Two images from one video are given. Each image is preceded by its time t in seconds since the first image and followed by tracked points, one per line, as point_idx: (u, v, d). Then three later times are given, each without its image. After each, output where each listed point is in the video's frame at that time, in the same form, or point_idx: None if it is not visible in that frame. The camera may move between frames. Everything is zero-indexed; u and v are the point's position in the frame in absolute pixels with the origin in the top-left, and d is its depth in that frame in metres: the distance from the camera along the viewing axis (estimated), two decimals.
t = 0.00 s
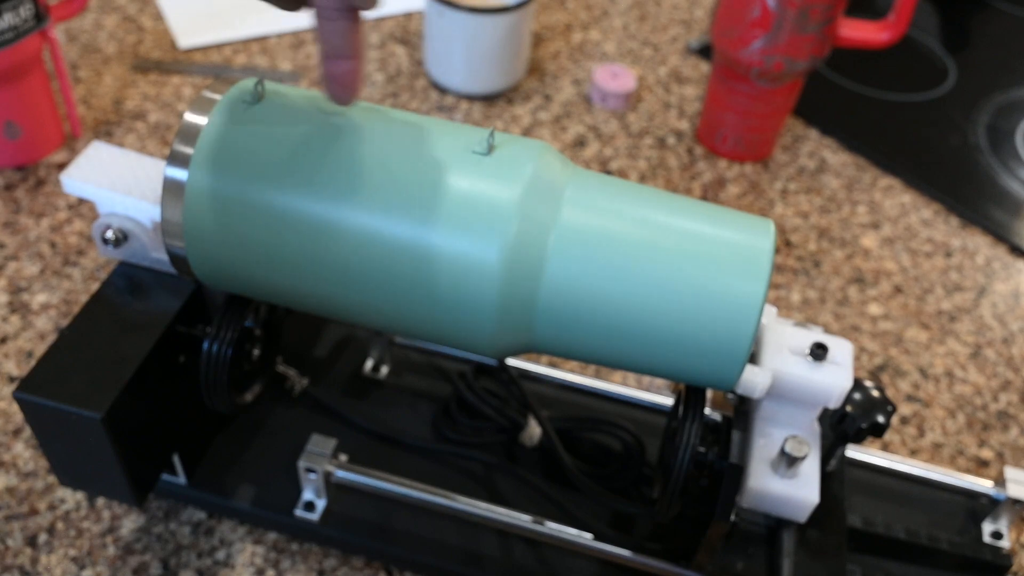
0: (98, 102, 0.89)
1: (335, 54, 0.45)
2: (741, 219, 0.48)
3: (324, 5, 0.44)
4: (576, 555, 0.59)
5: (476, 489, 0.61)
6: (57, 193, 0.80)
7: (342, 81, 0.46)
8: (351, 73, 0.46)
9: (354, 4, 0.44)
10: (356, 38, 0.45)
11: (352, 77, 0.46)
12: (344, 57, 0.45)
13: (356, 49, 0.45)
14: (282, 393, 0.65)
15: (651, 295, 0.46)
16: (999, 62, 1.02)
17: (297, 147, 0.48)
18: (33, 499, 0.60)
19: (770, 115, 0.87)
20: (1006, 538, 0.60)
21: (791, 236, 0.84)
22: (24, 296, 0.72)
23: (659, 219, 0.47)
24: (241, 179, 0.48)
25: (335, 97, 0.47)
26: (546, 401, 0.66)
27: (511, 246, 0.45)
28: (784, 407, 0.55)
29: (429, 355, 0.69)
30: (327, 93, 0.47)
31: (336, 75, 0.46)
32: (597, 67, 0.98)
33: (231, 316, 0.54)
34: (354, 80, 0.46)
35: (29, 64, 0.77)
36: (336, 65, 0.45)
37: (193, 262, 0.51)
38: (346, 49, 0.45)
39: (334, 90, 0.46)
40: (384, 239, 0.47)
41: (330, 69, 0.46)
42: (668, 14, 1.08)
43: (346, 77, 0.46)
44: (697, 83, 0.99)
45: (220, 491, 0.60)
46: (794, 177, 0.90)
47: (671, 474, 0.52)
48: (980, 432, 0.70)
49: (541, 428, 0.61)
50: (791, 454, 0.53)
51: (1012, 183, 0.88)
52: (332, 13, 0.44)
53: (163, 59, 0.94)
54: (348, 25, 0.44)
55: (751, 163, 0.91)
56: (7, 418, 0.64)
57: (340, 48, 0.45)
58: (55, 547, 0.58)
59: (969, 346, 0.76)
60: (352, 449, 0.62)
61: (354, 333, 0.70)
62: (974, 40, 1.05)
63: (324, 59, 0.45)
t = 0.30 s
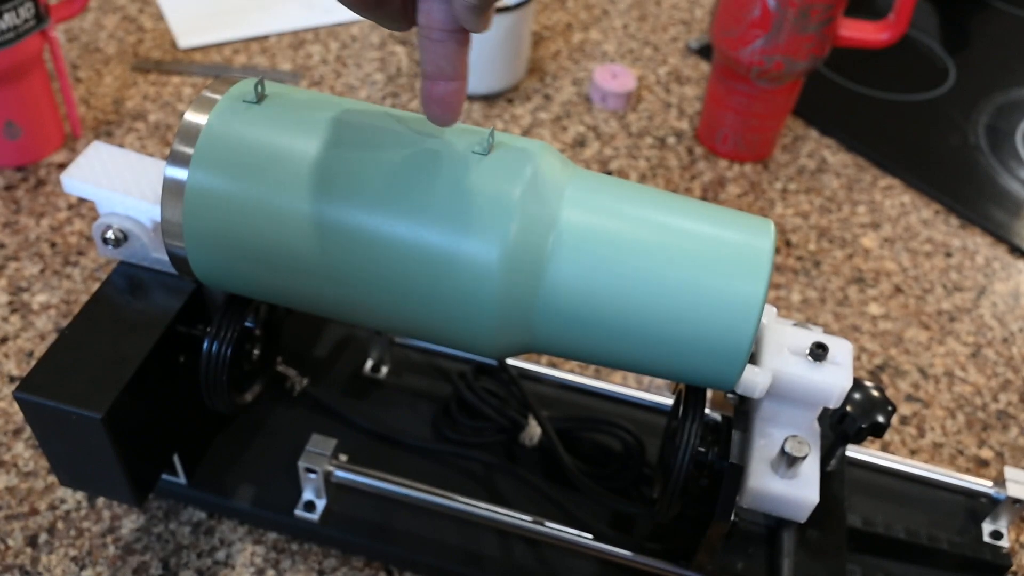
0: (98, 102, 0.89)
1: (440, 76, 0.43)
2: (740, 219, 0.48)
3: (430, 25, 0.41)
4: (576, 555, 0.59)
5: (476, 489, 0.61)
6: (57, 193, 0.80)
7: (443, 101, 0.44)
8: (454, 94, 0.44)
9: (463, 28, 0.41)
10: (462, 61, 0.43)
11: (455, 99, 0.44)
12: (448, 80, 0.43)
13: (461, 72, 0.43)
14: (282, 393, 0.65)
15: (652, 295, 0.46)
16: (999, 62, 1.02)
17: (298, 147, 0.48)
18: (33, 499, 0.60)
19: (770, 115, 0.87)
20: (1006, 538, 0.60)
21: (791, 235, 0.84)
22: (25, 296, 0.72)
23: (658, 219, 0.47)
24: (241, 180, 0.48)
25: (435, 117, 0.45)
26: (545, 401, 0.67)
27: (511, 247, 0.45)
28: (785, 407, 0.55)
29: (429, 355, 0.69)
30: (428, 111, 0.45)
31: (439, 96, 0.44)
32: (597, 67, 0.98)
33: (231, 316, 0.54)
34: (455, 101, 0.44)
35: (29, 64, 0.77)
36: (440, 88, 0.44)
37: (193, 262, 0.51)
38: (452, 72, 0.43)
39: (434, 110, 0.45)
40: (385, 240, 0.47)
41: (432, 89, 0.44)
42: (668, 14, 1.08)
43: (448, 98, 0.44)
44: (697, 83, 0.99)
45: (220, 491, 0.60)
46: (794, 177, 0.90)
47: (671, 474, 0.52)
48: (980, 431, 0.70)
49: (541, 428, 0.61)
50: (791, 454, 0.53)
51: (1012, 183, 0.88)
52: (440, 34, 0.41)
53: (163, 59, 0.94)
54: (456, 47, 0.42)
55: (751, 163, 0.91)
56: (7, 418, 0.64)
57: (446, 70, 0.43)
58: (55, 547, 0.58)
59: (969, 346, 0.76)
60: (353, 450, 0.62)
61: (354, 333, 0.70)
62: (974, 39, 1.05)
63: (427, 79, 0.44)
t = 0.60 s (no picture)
0: (98, 102, 0.89)
1: (396, 70, 0.42)
2: (740, 219, 0.48)
3: (389, 17, 0.40)
4: (576, 555, 0.59)
5: (476, 489, 0.61)
6: (57, 193, 0.80)
7: (400, 96, 0.43)
8: (411, 89, 0.43)
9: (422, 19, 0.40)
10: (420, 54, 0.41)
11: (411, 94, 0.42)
12: (405, 73, 0.42)
13: (418, 65, 0.42)
14: (282, 393, 0.65)
15: (652, 295, 0.46)
16: (998, 62, 1.02)
17: (297, 147, 0.48)
18: (33, 499, 0.60)
19: (770, 115, 0.87)
20: (1006, 538, 0.60)
21: (791, 235, 0.84)
22: (25, 296, 0.72)
23: (658, 218, 0.47)
24: (240, 179, 0.48)
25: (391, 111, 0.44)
26: (545, 401, 0.67)
27: (511, 246, 0.45)
28: (784, 407, 0.55)
29: (429, 355, 0.69)
30: (385, 106, 0.44)
31: (395, 90, 0.42)
32: (597, 67, 0.98)
33: (231, 316, 0.54)
34: (413, 97, 0.43)
35: (29, 64, 0.77)
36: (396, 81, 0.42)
37: (193, 262, 0.51)
38: (409, 65, 0.42)
39: (391, 105, 0.43)
40: (384, 239, 0.47)
41: (389, 83, 0.42)
42: (668, 14, 1.08)
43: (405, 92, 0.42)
44: (697, 83, 0.99)
45: (220, 491, 0.60)
46: (794, 177, 0.90)
47: (671, 474, 0.52)
48: (980, 431, 0.70)
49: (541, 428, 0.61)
50: (791, 454, 0.52)
51: (1011, 183, 0.88)
52: (397, 26, 0.40)
53: (163, 59, 0.94)
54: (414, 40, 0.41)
55: (751, 163, 0.91)
56: (7, 418, 0.64)
57: (403, 63, 0.41)
58: (55, 547, 0.58)
59: (969, 346, 0.76)
60: (353, 450, 0.62)
61: (354, 333, 0.70)
62: (974, 39, 1.05)
63: (384, 74, 0.42)
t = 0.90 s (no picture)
0: (98, 102, 0.89)
1: (295, 46, 0.47)
2: (741, 219, 0.48)
3: None
4: (576, 555, 0.59)
5: (476, 489, 0.61)
6: (57, 193, 0.80)
7: (300, 72, 0.48)
8: (309, 64, 0.48)
9: None
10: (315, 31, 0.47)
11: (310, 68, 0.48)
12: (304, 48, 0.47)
13: (314, 41, 0.48)
14: (282, 394, 0.65)
15: (651, 295, 0.46)
16: (998, 62, 1.02)
17: (297, 147, 0.48)
18: (33, 499, 0.60)
19: (771, 115, 0.87)
20: (1006, 538, 0.60)
21: (791, 235, 0.84)
22: (25, 296, 0.72)
23: (658, 218, 0.47)
24: (240, 179, 0.48)
25: (293, 88, 0.49)
26: (546, 401, 0.67)
27: (511, 246, 0.45)
28: (784, 407, 0.55)
29: (429, 355, 0.69)
30: (287, 83, 0.49)
31: (296, 66, 0.48)
32: (597, 67, 0.98)
33: (231, 316, 0.54)
34: (312, 71, 0.48)
35: (29, 64, 0.77)
36: (296, 56, 0.47)
37: (193, 262, 0.51)
38: (306, 41, 0.47)
39: (293, 81, 0.48)
40: (384, 239, 0.47)
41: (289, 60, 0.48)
42: (668, 14, 1.08)
43: (304, 67, 0.48)
44: (697, 83, 0.99)
45: (220, 491, 0.60)
46: (794, 177, 0.90)
47: (671, 474, 0.52)
48: (980, 431, 0.70)
49: (541, 428, 0.61)
50: (791, 454, 0.52)
51: (1012, 183, 0.88)
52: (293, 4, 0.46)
53: (163, 59, 0.94)
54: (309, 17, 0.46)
55: (750, 163, 0.91)
56: (7, 418, 0.64)
57: (300, 39, 0.47)
58: (55, 547, 0.58)
59: (969, 346, 0.76)
60: (353, 450, 0.62)
61: (354, 333, 0.70)
62: (975, 39, 1.05)
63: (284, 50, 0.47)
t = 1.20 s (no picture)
0: (98, 102, 0.89)
1: (305, 46, 0.47)
2: (741, 219, 0.48)
3: None
4: (576, 555, 0.59)
5: (476, 489, 0.61)
6: (57, 193, 0.80)
7: (311, 71, 0.48)
8: (320, 64, 0.48)
9: None
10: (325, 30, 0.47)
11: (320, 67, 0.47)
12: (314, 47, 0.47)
13: (325, 41, 0.47)
14: (282, 394, 0.65)
15: (652, 295, 0.46)
16: (999, 62, 1.02)
17: (297, 147, 0.48)
18: (33, 499, 0.60)
19: (771, 115, 0.87)
20: (1006, 538, 0.60)
21: (791, 235, 0.84)
22: (25, 296, 0.72)
23: (658, 218, 0.47)
24: (240, 180, 0.48)
25: (304, 88, 0.48)
26: (546, 401, 0.67)
27: (511, 246, 0.45)
28: (784, 407, 0.55)
29: (429, 355, 0.69)
30: (299, 84, 0.48)
31: (306, 65, 0.47)
32: (597, 67, 0.98)
33: (231, 316, 0.54)
34: (324, 72, 0.48)
35: (29, 64, 0.77)
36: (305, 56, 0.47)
37: (193, 262, 0.51)
38: (316, 41, 0.47)
39: (303, 81, 0.48)
40: (384, 239, 0.47)
41: (300, 59, 0.48)
42: (668, 14, 1.08)
43: (315, 66, 0.47)
44: (697, 83, 0.99)
45: (220, 491, 0.60)
46: (794, 177, 0.90)
47: (671, 474, 0.52)
48: (980, 432, 0.70)
49: (541, 428, 0.61)
50: (791, 454, 0.52)
51: (1012, 183, 0.88)
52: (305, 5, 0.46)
53: (163, 59, 0.94)
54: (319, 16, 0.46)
55: (750, 163, 0.91)
56: (7, 418, 0.64)
57: (311, 38, 0.47)
58: (55, 547, 0.58)
59: (969, 346, 0.76)
60: (353, 450, 0.62)
61: (354, 333, 0.70)
62: (974, 39, 1.05)
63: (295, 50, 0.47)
